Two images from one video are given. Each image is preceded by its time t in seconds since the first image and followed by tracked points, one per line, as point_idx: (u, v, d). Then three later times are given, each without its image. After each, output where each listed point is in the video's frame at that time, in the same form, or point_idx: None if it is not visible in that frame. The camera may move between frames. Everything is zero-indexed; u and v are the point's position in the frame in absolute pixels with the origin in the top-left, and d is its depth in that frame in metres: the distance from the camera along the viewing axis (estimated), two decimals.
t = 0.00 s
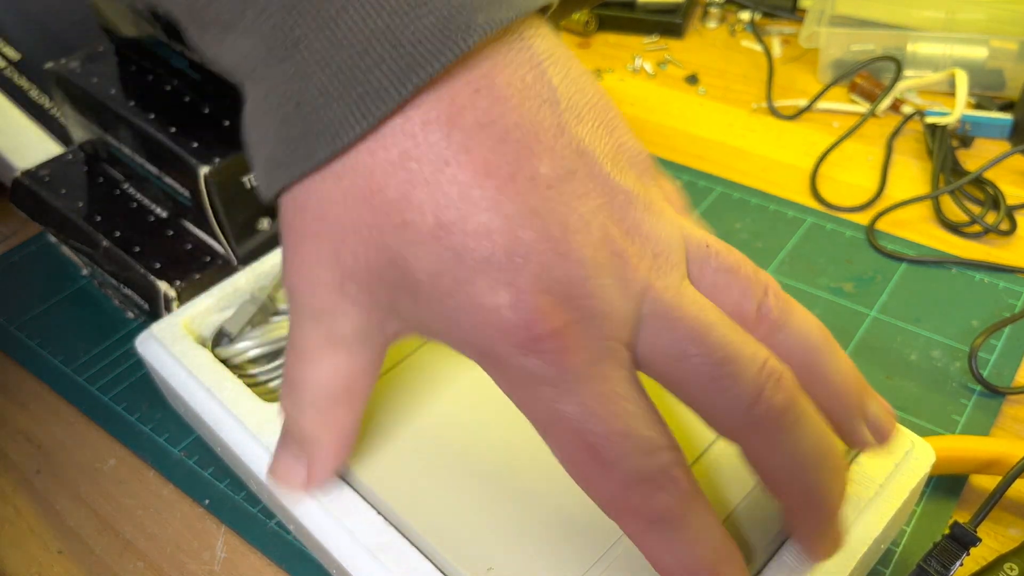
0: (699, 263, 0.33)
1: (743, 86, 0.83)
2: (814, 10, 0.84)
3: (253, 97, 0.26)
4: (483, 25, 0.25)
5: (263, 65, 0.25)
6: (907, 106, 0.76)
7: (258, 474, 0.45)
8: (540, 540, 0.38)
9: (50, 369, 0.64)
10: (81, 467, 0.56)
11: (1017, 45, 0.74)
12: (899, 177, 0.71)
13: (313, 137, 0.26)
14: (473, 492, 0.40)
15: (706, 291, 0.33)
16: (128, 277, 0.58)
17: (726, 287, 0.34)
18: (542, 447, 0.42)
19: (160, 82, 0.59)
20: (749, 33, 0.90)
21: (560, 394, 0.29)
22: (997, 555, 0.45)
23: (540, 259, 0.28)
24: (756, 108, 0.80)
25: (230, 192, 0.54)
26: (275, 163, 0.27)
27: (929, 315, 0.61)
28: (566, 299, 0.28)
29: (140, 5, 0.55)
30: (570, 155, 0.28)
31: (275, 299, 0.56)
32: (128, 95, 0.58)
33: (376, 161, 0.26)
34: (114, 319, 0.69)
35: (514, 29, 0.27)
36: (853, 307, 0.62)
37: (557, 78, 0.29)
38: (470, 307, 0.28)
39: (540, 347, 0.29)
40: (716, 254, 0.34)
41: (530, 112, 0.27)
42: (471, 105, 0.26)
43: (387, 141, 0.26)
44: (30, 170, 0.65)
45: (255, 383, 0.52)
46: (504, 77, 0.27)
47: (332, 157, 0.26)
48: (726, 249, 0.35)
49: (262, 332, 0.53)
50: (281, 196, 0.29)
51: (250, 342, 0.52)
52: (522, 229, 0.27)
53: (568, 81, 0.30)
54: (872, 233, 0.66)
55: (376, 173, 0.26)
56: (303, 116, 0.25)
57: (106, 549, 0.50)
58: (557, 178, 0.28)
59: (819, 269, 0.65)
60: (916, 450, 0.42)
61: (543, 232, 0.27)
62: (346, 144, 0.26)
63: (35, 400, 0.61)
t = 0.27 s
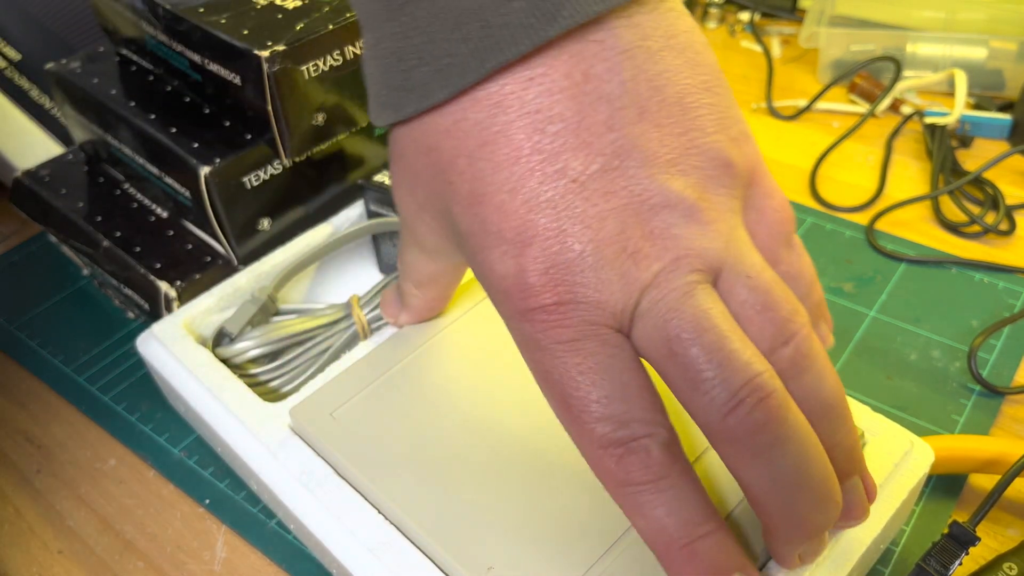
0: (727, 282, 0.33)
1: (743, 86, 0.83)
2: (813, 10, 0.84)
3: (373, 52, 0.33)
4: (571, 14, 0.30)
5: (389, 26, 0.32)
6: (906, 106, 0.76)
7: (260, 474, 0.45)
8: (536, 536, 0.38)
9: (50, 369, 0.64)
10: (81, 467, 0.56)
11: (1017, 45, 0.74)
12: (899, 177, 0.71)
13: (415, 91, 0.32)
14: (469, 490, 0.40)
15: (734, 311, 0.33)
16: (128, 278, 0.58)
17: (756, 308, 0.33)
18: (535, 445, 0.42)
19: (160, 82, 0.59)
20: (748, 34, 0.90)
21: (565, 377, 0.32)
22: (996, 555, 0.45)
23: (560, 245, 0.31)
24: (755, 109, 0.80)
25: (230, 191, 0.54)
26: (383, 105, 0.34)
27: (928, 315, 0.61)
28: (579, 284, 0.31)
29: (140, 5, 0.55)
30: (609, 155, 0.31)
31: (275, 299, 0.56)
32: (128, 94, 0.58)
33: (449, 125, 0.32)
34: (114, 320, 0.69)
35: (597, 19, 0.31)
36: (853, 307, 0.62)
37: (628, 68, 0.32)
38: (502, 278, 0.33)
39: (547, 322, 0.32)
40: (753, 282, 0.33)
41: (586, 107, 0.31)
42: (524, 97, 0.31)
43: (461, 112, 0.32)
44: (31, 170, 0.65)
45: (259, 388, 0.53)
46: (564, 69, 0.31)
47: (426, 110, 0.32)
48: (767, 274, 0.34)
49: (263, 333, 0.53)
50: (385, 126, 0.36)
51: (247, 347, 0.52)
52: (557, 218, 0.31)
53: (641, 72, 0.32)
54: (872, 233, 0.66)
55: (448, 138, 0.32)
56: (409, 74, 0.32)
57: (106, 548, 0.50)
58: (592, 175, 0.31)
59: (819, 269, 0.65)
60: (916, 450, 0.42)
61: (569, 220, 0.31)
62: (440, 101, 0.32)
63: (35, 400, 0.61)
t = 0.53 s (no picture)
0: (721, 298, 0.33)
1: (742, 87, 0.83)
2: (813, 10, 0.84)
3: (396, 45, 0.35)
4: (579, 28, 0.31)
5: (412, 20, 0.34)
6: (906, 106, 0.76)
7: (262, 475, 0.46)
8: (531, 535, 0.38)
9: (50, 369, 0.64)
10: (81, 467, 0.56)
11: (1016, 45, 0.74)
12: (898, 177, 0.71)
13: (422, 86, 0.33)
14: (464, 488, 0.40)
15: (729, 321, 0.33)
16: (128, 278, 0.58)
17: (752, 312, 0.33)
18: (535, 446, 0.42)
19: (160, 83, 0.59)
20: (748, 34, 0.90)
21: (556, 371, 0.33)
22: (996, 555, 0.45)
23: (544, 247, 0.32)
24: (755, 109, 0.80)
25: (230, 192, 0.55)
26: (397, 94, 0.35)
27: (928, 315, 0.61)
28: (561, 286, 0.32)
29: (140, 6, 0.55)
30: (598, 163, 0.32)
31: (276, 299, 0.56)
32: (129, 94, 0.58)
33: (449, 119, 0.33)
34: (114, 320, 0.69)
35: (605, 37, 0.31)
36: (852, 307, 0.62)
37: (626, 79, 0.32)
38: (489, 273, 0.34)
39: (531, 314, 0.33)
40: (750, 289, 0.33)
41: (580, 115, 0.32)
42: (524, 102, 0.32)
43: (459, 109, 0.33)
44: (31, 170, 0.66)
45: (260, 386, 0.53)
46: (562, 78, 0.32)
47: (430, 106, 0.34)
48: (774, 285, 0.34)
49: (263, 333, 0.53)
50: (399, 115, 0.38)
51: (247, 347, 0.52)
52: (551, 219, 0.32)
53: (640, 84, 0.32)
54: (871, 233, 0.66)
55: (449, 133, 0.34)
56: (419, 68, 0.34)
57: (106, 548, 0.50)
58: (581, 181, 0.32)
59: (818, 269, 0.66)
60: (915, 449, 0.42)
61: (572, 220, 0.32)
62: (443, 97, 0.33)
63: (36, 400, 0.61)
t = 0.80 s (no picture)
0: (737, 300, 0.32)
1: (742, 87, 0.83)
2: (813, 11, 0.84)
3: (434, 43, 0.36)
4: (616, 39, 0.32)
5: (455, 20, 0.35)
6: (906, 107, 0.76)
7: (263, 475, 0.46)
8: (535, 534, 0.38)
9: (51, 369, 0.64)
10: (82, 467, 0.56)
11: (1016, 45, 0.74)
12: (898, 178, 0.71)
13: (458, 84, 0.34)
14: (462, 485, 0.40)
15: (749, 323, 0.32)
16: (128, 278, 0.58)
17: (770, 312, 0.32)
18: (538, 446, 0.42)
19: (161, 83, 0.59)
20: (748, 34, 0.90)
21: (555, 367, 0.33)
22: (995, 554, 0.45)
23: (560, 242, 0.33)
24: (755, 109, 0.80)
25: (230, 192, 0.55)
26: (430, 92, 0.36)
27: (928, 315, 0.61)
28: (572, 284, 0.32)
29: (140, 6, 0.55)
30: (621, 163, 0.32)
31: (277, 299, 0.56)
32: (129, 95, 0.58)
33: (478, 115, 0.34)
34: (114, 320, 0.69)
35: (639, 49, 0.32)
36: (852, 307, 0.62)
37: (655, 85, 0.32)
38: (503, 266, 0.35)
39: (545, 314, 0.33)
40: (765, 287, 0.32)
41: (606, 116, 0.32)
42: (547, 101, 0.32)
43: (491, 107, 0.34)
44: (32, 171, 0.66)
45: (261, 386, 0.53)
46: (592, 81, 0.32)
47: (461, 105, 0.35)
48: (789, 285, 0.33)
49: (264, 333, 0.53)
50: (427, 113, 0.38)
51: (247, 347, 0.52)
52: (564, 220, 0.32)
53: (668, 92, 0.33)
54: (871, 233, 0.66)
55: (477, 128, 0.34)
56: (457, 67, 0.35)
57: (106, 548, 0.50)
58: (602, 179, 0.32)
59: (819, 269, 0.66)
60: (914, 448, 0.42)
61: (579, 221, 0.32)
62: (478, 97, 0.34)
63: (36, 400, 0.61)
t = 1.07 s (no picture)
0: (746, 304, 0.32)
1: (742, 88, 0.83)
2: (813, 11, 0.84)
3: (454, 47, 0.36)
4: (637, 48, 0.32)
5: (476, 24, 0.35)
6: (906, 107, 0.76)
7: (263, 475, 0.46)
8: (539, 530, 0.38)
9: (51, 370, 0.64)
10: (82, 467, 0.56)
11: (1016, 45, 0.74)
12: (898, 178, 0.71)
13: (476, 88, 0.35)
14: (462, 481, 0.40)
15: (761, 329, 0.32)
16: (128, 278, 0.58)
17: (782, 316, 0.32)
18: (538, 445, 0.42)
19: (161, 82, 0.59)
20: (748, 34, 0.90)
21: (558, 366, 0.33)
22: (995, 554, 0.45)
23: (568, 244, 0.33)
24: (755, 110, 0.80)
25: (230, 192, 0.55)
26: (447, 94, 0.37)
27: (928, 315, 0.61)
28: (579, 286, 0.33)
29: (140, 6, 0.55)
30: (634, 169, 0.32)
31: (277, 299, 0.56)
32: (129, 95, 0.58)
33: (493, 119, 0.35)
34: (115, 320, 0.69)
35: (659, 58, 0.33)
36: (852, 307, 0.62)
37: (672, 94, 0.33)
38: (512, 268, 0.35)
39: (549, 312, 0.33)
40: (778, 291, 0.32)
41: (622, 121, 0.32)
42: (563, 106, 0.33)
43: (507, 110, 0.34)
44: (32, 171, 0.66)
45: (261, 387, 0.53)
46: (608, 86, 0.33)
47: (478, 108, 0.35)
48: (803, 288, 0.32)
49: (264, 333, 0.53)
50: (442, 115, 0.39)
51: (247, 346, 0.52)
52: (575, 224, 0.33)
53: (684, 99, 0.33)
54: (871, 233, 0.66)
55: (490, 129, 0.35)
56: (476, 71, 0.35)
57: (106, 548, 0.50)
58: (615, 183, 0.32)
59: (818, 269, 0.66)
60: (913, 446, 0.42)
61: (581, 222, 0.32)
62: (495, 101, 0.34)
63: (36, 400, 0.61)
